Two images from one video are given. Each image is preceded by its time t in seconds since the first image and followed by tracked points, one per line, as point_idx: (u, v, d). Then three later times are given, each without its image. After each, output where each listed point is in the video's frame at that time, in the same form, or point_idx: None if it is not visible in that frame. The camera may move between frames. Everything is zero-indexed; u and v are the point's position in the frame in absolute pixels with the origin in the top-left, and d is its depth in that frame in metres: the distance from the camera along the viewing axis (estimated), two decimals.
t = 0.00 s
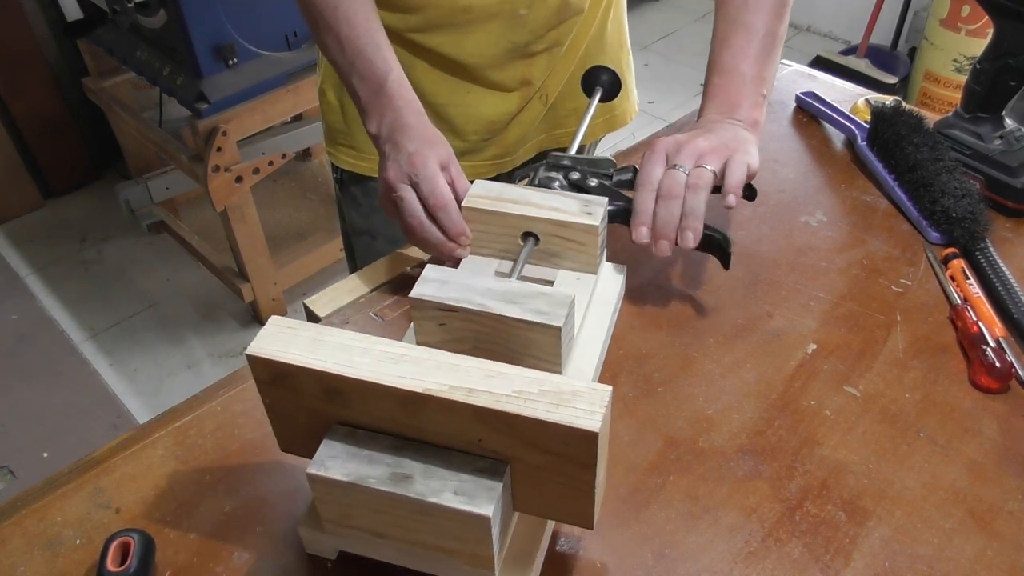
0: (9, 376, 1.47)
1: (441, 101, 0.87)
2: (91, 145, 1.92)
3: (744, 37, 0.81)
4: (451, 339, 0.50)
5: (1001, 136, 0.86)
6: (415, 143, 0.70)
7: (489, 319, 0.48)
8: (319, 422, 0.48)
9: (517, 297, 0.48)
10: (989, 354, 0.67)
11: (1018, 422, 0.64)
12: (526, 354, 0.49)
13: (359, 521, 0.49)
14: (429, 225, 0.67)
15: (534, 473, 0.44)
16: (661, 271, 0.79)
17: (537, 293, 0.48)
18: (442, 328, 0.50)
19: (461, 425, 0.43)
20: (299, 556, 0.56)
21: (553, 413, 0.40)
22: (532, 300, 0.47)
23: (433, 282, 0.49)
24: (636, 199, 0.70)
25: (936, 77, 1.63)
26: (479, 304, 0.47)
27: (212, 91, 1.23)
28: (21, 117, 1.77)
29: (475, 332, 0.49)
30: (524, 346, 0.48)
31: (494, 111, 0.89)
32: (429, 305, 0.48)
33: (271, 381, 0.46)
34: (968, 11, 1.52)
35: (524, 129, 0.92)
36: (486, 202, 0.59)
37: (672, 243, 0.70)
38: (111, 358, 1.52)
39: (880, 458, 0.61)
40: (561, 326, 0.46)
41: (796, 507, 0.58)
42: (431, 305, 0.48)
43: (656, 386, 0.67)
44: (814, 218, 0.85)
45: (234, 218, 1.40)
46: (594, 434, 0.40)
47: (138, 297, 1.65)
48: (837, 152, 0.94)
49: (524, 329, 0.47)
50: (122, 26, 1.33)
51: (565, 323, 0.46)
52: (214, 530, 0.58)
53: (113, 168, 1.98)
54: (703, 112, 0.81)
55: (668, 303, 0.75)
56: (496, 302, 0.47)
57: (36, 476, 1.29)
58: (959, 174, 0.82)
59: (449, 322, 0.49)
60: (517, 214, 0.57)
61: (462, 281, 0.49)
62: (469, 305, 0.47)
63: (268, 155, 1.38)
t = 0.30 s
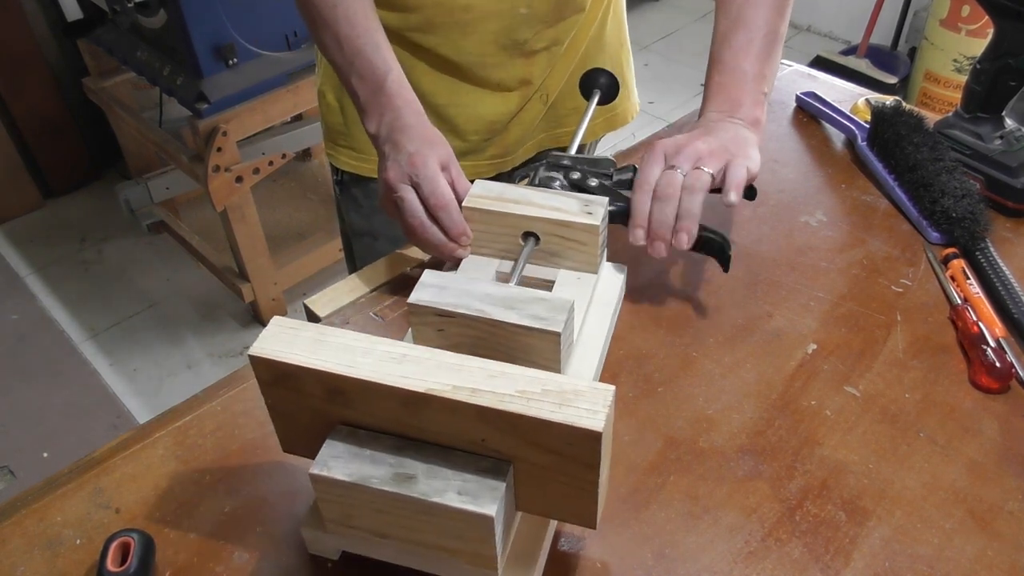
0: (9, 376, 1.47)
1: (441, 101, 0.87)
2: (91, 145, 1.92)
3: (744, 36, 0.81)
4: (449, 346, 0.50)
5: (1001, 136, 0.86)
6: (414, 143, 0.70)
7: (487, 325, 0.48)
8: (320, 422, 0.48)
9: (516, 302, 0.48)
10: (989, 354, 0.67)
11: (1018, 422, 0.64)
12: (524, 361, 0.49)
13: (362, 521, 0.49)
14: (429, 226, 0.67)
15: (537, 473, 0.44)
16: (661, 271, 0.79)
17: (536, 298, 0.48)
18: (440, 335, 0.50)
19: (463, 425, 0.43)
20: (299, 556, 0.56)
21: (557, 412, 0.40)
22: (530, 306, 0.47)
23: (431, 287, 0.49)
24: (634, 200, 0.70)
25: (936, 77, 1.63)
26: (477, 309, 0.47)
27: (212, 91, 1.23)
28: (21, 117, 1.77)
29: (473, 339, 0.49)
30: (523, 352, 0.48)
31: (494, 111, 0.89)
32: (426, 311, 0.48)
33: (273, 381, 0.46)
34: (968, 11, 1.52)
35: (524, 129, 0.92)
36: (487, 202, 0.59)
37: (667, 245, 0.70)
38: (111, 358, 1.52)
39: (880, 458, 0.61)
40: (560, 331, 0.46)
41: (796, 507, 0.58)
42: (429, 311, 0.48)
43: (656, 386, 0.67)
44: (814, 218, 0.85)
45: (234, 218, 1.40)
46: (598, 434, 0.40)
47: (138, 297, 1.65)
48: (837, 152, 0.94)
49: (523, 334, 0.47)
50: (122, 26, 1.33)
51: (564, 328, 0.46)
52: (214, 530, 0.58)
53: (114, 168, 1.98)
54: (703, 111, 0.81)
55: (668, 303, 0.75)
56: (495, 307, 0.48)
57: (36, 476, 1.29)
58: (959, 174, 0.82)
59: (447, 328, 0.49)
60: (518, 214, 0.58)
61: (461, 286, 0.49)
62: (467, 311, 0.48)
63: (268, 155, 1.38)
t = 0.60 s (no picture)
0: (9, 376, 1.47)
1: (442, 101, 0.88)
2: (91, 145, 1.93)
3: (744, 35, 0.81)
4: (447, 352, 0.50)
5: (1001, 136, 0.86)
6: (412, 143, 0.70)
7: (485, 333, 0.48)
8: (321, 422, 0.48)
9: (514, 308, 0.48)
10: (989, 354, 0.67)
11: (1018, 422, 0.64)
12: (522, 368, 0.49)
13: (364, 521, 0.49)
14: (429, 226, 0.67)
15: (537, 473, 0.44)
16: (661, 271, 0.79)
17: (535, 304, 0.48)
18: (438, 341, 0.50)
19: (465, 425, 0.43)
20: (300, 556, 0.56)
21: (559, 412, 0.40)
22: (529, 312, 0.47)
23: (430, 293, 0.49)
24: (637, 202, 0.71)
25: (936, 77, 1.63)
26: (474, 315, 0.48)
27: (212, 91, 1.23)
28: (21, 117, 1.77)
29: (470, 345, 0.49)
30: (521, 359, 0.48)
31: (496, 110, 0.89)
32: (425, 317, 0.49)
33: (275, 381, 0.46)
34: (968, 11, 1.52)
35: (523, 128, 0.92)
36: (487, 202, 0.60)
37: (671, 244, 0.69)
38: (111, 358, 1.52)
39: (880, 457, 0.61)
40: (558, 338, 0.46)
41: (796, 507, 0.58)
42: (427, 317, 0.48)
43: (656, 386, 0.67)
44: (815, 218, 0.85)
45: (234, 218, 1.40)
46: (599, 433, 0.40)
47: (138, 297, 1.65)
48: (837, 152, 0.94)
49: (520, 339, 0.47)
50: (122, 27, 1.33)
51: (563, 334, 0.46)
52: (214, 530, 0.58)
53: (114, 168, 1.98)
54: (703, 107, 0.81)
55: (668, 303, 0.75)
56: (492, 313, 0.48)
57: (36, 476, 1.29)
58: (959, 174, 0.82)
59: (445, 335, 0.49)
60: (518, 215, 0.58)
61: (458, 293, 0.49)
62: (463, 317, 0.48)
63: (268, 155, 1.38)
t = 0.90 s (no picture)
0: (9, 376, 1.47)
1: (442, 107, 0.87)
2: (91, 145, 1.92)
3: (748, 35, 0.81)
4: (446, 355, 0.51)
5: (1001, 136, 0.86)
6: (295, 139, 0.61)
7: (483, 336, 0.48)
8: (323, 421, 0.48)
9: (513, 313, 0.48)
10: (989, 354, 0.67)
11: (1018, 422, 0.64)
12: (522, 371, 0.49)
13: (366, 520, 0.49)
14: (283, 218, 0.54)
15: (539, 471, 0.45)
16: (661, 271, 0.79)
17: (534, 309, 0.48)
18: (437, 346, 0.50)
19: (467, 424, 0.43)
20: (300, 555, 0.56)
21: (561, 410, 0.40)
22: (527, 316, 0.48)
23: (428, 297, 0.50)
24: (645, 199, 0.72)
25: (936, 78, 1.63)
26: (472, 319, 0.48)
27: (212, 91, 1.23)
28: (22, 117, 1.77)
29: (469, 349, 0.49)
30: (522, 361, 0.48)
31: (496, 115, 0.89)
32: (424, 322, 0.49)
33: (278, 381, 0.46)
34: (968, 11, 1.52)
35: (522, 132, 0.92)
36: (487, 201, 0.60)
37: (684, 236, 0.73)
38: (111, 358, 1.52)
39: (880, 457, 0.61)
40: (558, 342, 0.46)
41: (796, 507, 0.58)
42: (426, 322, 0.49)
43: (656, 387, 0.67)
44: (815, 218, 0.85)
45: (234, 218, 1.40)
46: (602, 431, 0.40)
47: (137, 297, 1.65)
48: (838, 152, 0.94)
49: (518, 343, 0.47)
50: (123, 27, 1.33)
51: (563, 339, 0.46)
52: (214, 530, 0.58)
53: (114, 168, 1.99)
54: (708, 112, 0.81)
55: (668, 302, 0.75)
56: (489, 318, 0.48)
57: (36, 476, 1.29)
58: (960, 174, 0.82)
59: (444, 339, 0.50)
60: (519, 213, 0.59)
61: (456, 297, 0.50)
62: (463, 321, 0.48)
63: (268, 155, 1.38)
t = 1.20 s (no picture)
0: (9, 376, 1.47)
1: (438, 115, 0.87)
2: (91, 145, 1.93)
3: (745, 35, 0.81)
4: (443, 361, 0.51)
5: (1001, 136, 0.86)
6: (306, 252, 0.47)
7: (479, 342, 0.48)
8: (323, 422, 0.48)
9: (510, 318, 0.49)
10: (989, 354, 0.67)
11: (1018, 422, 0.64)
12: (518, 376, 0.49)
13: (366, 520, 0.49)
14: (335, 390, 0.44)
15: (538, 471, 0.45)
16: (661, 271, 0.79)
17: (530, 314, 0.49)
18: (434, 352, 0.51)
19: (466, 426, 0.44)
20: (300, 555, 0.56)
21: (559, 412, 0.40)
22: (524, 321, 0.48)
23: (424, 302, 0.51)
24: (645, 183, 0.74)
25: (936, 78, 1.63)
26: (470, 324, 0.48)
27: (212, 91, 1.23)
28: (22, 117, 1.77)
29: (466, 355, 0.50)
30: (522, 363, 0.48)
31: (492, 121, 0.89)
32: (422, 328, 0.50)
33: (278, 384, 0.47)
34: (968, 11, 1.52)
35: (517, 136, 0.93)
36: (487, 202, 0.61)
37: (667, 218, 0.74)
38: (111, 358, 1.52)
39: (880, 457, 0.61)
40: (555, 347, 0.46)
41: (796, 507, 0.58)
42: (423, 327, 0.50)
43: (656, 386, 0.67)
44: (815, 218, 0.85)
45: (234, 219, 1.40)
46: (601, 433, 0.40)
47: (137, 297, 1.65)
48: (838, 152, 0.94)
49: (515, 350, 0.47)
50: (123, 27, 1.34)
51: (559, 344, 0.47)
52: (214, 530, 0.58)
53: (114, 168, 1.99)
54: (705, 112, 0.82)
55: (668, 302, 0.75)
56: (487, 322, 0.49)
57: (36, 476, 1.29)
58: (960, 174, 0.82)
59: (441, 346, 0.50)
60: (521, 213, 0.60)
61: (453, 302, 0.51)
62: (459, 326, 0.49)
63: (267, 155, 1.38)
